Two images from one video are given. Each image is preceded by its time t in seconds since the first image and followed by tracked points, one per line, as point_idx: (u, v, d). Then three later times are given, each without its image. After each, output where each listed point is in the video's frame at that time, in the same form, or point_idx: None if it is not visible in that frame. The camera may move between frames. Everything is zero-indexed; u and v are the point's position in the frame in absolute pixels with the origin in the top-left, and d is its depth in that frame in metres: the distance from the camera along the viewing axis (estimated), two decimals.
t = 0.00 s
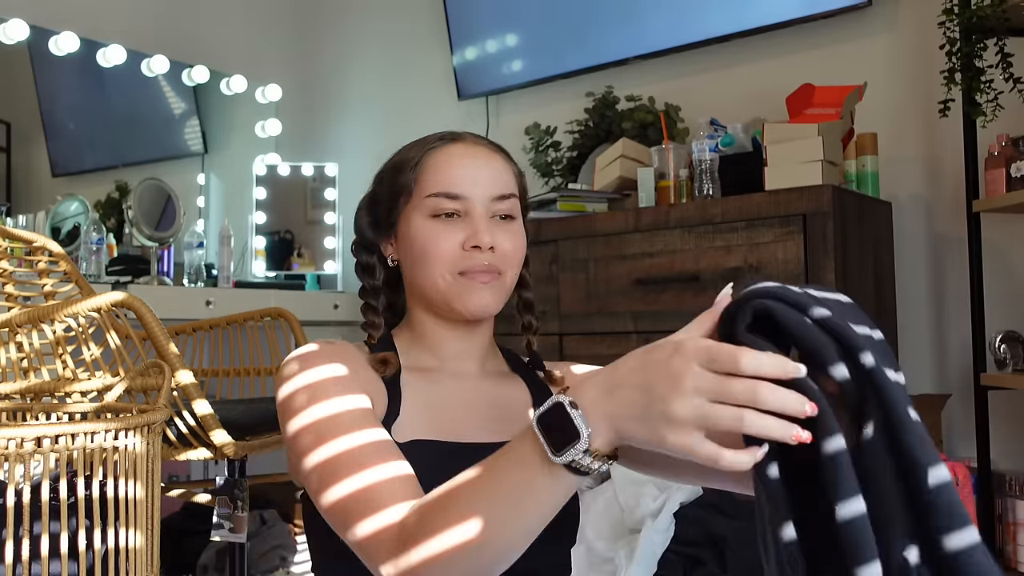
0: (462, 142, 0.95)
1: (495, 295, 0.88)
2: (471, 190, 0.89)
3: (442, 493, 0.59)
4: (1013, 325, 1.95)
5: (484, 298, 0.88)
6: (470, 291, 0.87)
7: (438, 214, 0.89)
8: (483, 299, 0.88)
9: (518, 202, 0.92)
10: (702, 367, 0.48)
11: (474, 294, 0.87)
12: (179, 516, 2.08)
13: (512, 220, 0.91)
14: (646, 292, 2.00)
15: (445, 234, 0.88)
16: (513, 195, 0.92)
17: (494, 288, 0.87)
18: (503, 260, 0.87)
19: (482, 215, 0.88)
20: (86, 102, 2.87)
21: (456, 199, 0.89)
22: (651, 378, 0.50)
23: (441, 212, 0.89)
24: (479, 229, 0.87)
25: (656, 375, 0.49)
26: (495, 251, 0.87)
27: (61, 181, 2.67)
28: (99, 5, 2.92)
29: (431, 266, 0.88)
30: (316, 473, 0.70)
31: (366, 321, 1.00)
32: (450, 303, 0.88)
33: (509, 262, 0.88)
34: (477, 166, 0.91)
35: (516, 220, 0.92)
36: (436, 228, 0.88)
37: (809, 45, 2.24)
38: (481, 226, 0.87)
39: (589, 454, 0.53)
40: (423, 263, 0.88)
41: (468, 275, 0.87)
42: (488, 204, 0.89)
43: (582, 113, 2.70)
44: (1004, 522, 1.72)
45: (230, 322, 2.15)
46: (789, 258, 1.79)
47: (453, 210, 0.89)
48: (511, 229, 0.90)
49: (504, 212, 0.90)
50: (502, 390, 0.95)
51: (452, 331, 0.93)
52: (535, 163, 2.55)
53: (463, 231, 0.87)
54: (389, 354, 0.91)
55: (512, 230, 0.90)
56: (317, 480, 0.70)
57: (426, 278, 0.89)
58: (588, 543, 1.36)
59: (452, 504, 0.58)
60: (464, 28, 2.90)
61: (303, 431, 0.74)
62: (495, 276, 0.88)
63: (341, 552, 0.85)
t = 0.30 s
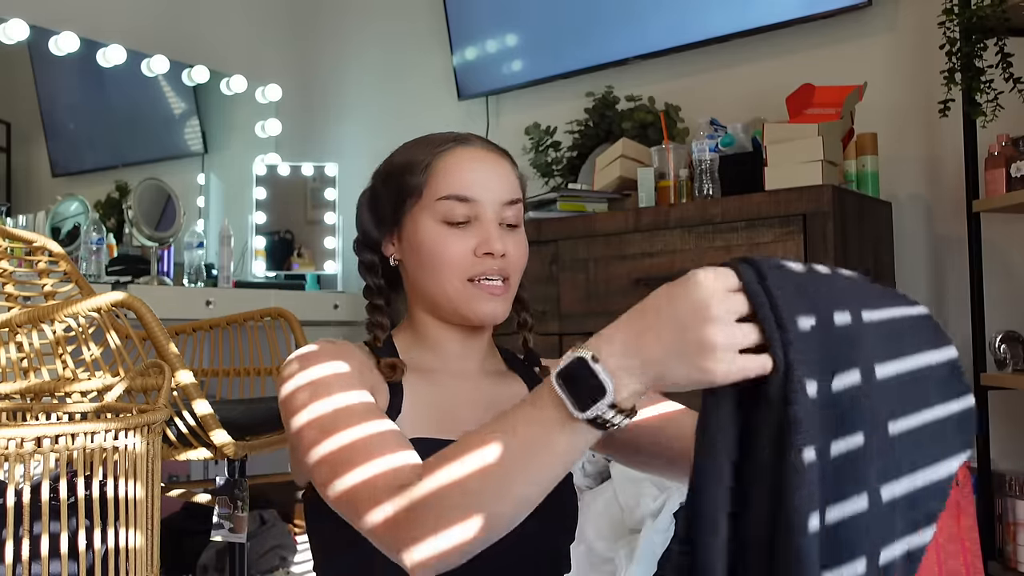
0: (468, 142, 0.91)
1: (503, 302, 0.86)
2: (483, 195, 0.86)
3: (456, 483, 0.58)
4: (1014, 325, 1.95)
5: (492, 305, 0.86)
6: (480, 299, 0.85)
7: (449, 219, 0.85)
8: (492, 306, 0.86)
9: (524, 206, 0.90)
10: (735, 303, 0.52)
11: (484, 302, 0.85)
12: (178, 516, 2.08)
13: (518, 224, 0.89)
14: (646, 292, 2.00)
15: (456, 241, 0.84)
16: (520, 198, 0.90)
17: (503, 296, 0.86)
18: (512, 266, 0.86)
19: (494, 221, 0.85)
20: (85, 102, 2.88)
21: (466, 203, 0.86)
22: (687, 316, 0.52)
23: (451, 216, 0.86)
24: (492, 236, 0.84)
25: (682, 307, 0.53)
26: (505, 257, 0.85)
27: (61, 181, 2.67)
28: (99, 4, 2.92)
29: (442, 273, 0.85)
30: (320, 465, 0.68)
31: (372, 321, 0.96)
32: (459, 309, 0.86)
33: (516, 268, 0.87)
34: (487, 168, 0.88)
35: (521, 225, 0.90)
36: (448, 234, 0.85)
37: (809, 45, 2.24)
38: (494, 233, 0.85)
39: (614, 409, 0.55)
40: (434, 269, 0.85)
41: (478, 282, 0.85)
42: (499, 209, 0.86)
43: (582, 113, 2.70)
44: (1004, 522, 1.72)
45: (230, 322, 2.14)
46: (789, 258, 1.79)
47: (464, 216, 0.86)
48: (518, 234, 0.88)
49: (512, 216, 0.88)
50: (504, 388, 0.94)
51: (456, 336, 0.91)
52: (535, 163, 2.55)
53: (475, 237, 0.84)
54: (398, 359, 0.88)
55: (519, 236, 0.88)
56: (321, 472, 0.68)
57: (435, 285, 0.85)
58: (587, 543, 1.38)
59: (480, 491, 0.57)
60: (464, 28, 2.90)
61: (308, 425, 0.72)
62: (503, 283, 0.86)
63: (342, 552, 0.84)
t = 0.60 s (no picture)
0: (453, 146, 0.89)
1: (489, 305, 0.86)
2: (467, 201, 0.85)
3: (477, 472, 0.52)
4: (1014, 325, 1.95)
5: (479, 309, 0.85)
6: (468, 304, 0.85)
7: (433, 225, 0.84)
8: (479, 310, 0.85)
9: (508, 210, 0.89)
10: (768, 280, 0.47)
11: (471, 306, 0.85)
12: (178, 516, 2.08)
13: (504, 228, 0.88)
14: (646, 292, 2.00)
15: (442, 247, 0.83)
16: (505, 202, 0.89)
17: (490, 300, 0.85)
18: (497, 270, 0.85)
19: (479, 227, 0.84)
20: (85, 102, 2.88)
21: (452, 209, 0.85)
22: (700, 292, 0.47)
23: (437, 222, 0.84)
24: (477, 242, 0.83)
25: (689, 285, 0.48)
26: (491, 262, 0.84)
27: (61, 181, 2.67)
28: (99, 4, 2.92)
29: (429, 279, 0.84)
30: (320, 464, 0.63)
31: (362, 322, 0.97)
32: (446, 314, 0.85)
33: (503, 272, 0.86)
34: (471, 173, 0.86)
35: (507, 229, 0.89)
36: (433, 240, 0.84)
37: (809, 45, 2.24)
38: (479, 237, 0.83)
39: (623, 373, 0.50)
40: (421, 275, 0.84)
41: (465, 287, 0.84)
42: (485, 214, 0.85)
43: (582, 113, 2.70)
44: (1004, 522, 1.72)
45: (230, 322, 2.14)
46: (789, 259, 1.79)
47: (449, 221, 0.84)
48: (503, 238, 0.87)
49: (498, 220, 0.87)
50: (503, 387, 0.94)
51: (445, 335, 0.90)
52: (535, 163, 2.55)
53: (461, 243, 0.83)
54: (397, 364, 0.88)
55: (504, 239, 0.87)
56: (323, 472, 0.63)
57: (423, 291, 0.85)
58: (588, 543, 1.38)
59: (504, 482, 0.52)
60: (464, 28, 2.90)
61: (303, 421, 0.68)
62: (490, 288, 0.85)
63: (340, 552, 0.84)
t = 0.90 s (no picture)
0: (420, 147, 0.90)
1: (467, 301, 0.86)
2: (437, 198, 0.85)
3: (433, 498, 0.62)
4: (1014, 326, 1.95)
5: (457, 306, 0.85)
6: (444, 301, 0.85)
7: (405, 224, 0.85)
8: (457, 306, 0.85)
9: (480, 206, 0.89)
10: (676, 291, 0.53)
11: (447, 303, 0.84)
12: (178, 516, 2.08)
13: (477, 224, 0.88)
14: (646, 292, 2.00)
15: (414, 245, 0.84)
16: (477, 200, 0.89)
17: (467, 296, 0.85)
18: (472, 265, 0.85)
19: (450, 223, 0.85)
20: (85, 102, 2.88)
21: (423, 207, 0.85)
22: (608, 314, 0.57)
23: (408, 221, 0.85)
24: (450, 238, 0.83)
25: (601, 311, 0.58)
26: (466, 257, 0.84)
27: (61, 181, 2.67)
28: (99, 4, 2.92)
29: (403, 278, 0.84)
30: (295, 474, 0.72)
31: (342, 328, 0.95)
32: (424, 313, 0.85)
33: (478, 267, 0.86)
34: (440, 172, 0.87)
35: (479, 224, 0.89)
36: (405, 239, 0.84)
37: (809, 45, 2.24)
38: (451, 233, 0.84)
39: (573, 407, 0.60)
40: (395, 275, 0.84)
41: (441, 284, 0.84)
42: (455, 211, 0.86)
43: (582, 113, 2.70)
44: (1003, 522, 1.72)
45: (230, 322, 2.14)
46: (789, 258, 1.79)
47: (421, 220, 0.85)
48: (476, 234, 0.87)
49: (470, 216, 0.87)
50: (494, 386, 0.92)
51: (427, 335, 0.88)
52: (535, 163, 2.55)
53: (433, 240, 0.83)
54: (374, 368, 0.86)
55: (478, 236, 0.87)
56: (297, 481, 0.72)
57: (398, 291, 0.85)
58: (588, 543, 1.38)
59: (467, 510, 0.61)
60: (464, 28, 2.90)
61: (291, 433, 0.76)
62: (466, 284, 0.85)
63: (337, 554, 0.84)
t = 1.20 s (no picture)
0: (391, 151, 0.87)
1: (447, 306, 0.84)
2: (407, 205, 0.83)
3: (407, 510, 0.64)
4: (1014, 325, 1.95)
5: (436, 312, 0.84)
6: (423, 308, 0.83)
7: (377, 235, 0.83)
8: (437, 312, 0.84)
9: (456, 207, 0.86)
10: (623, 222, 0.63)
11: (426, 311, 0.83)
12: (178, 516, 2.08)
13: (454, 226, 0.86)
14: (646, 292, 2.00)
15: (387, 255, 0.82)
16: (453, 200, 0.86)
17: (446, 301, 0.84)
18: (449, 269, 0.83)
19: (423, 229, 0.82)
20: (85, 102, 2.87)
21: (394, 215, 0.83)
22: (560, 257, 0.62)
23: (380, 230, 0.83)
24: (423, 245, 0.81)
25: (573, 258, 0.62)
26: (440, 263, 0.82)
27: (61, 181, 2.67)
28: (99, 4, 2.92)
29: (381, 289, 0.83)
30: (293, 473, 0.72)
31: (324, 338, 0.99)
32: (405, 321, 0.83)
33: (455, 271, 0.84)
34: (411, 176, 0.84)
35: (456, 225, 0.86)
36: (379, 250, 0.82)
37: (809, 45, 2.24)
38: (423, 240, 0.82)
39: (529, 362, 0.63)
40: (374, 287, 0.83)
41: (418, 291, 0.82)
42: (427, 215, 0.83)
43: (582, 113, 2.70)
44: (1004, 522, 1.72)
45: (230, 322, 2.14)
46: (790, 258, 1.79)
47: (393, 229, 0.83)
48: (453, 237, 0.85)
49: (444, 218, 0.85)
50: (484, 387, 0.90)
51: (413, 338, 0.86)
52: (535, 163, 2.56)
53: (406, 249, 0.82)
54: (353, 367, 0.88)
55: (454, 239, 0.85)
56: (296, 480, 0.72)
57: (378, 301, 0.84)
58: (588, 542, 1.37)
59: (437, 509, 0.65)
60: (464, 28, 2.90)
61: (287, 435, 0.76)
62: (444, 289, 0.83)
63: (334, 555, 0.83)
